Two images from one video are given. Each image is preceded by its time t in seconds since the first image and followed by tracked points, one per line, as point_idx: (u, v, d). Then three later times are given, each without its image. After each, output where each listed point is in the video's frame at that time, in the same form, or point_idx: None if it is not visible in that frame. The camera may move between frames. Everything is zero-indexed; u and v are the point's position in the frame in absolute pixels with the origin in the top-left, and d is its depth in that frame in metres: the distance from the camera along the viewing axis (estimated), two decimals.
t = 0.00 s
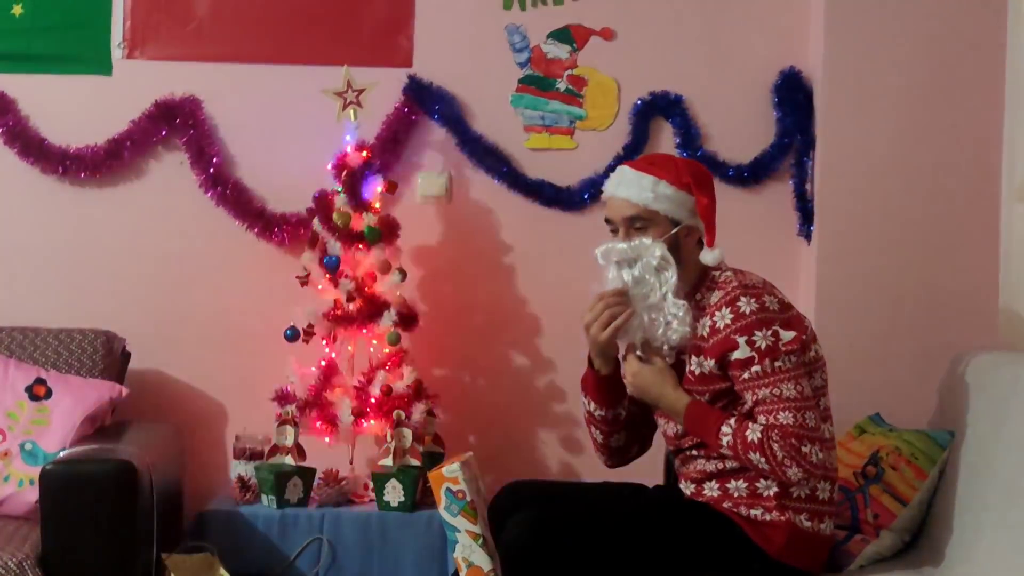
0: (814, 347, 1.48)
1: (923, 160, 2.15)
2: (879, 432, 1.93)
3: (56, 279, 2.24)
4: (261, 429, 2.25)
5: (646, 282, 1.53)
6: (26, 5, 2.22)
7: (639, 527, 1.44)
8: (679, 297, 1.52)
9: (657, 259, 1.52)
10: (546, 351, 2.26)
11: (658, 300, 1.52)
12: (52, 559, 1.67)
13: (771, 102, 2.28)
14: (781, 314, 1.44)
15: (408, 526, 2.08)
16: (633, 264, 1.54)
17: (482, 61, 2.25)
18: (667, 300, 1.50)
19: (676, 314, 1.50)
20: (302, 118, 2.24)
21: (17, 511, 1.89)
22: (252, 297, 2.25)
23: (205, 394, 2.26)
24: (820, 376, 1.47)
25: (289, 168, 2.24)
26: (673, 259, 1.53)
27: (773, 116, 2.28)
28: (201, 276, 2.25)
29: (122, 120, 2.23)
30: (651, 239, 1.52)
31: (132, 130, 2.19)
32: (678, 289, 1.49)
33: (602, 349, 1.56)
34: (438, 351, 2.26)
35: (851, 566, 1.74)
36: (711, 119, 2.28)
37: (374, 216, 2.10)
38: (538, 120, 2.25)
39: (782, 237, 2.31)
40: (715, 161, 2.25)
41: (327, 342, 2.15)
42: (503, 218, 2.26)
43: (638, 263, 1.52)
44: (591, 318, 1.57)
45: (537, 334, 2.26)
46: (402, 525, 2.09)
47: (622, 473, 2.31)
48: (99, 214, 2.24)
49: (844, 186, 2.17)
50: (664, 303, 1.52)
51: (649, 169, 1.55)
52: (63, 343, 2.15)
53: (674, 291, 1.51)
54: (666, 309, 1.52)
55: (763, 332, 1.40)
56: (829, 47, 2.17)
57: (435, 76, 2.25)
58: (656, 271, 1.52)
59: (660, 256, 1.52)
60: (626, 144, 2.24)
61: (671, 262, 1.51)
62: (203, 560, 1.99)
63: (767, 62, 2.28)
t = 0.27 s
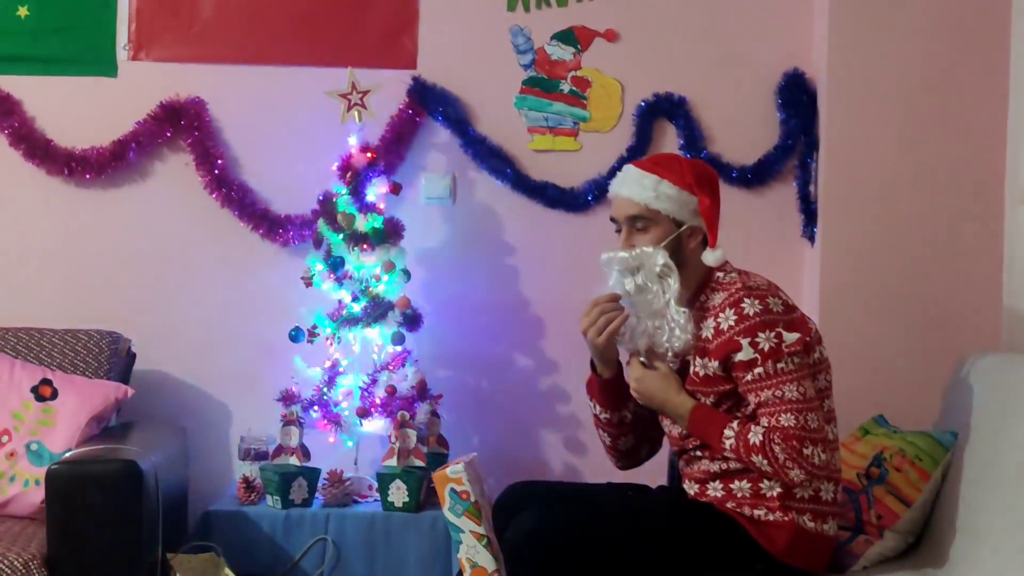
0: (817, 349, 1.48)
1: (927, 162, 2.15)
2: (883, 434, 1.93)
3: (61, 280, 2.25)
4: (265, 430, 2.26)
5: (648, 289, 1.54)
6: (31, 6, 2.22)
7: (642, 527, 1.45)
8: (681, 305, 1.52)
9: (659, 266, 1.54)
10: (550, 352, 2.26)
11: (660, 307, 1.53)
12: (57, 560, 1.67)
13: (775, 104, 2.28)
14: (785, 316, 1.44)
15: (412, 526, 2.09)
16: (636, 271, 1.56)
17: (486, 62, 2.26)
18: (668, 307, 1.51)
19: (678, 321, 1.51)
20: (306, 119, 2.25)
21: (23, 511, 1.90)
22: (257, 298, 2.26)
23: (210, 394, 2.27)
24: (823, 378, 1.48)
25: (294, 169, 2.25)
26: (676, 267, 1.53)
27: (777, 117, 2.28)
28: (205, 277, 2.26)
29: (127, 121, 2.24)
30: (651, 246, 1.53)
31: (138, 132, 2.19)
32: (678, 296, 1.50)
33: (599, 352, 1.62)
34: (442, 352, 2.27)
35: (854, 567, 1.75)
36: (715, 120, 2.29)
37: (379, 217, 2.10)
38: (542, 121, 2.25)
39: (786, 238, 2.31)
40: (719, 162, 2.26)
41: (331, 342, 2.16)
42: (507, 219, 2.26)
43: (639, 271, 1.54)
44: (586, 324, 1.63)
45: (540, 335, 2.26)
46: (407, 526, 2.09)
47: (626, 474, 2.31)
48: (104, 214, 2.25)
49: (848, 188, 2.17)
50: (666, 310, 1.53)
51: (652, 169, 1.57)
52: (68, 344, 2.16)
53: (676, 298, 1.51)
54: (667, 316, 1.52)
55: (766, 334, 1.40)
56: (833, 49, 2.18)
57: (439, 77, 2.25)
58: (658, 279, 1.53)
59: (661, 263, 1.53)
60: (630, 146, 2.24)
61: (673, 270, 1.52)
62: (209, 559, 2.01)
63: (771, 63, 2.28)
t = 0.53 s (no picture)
0: (822, 349, 1.48)
1: (933, 163, 2.15)
2: (889, 434, 1.93)
3: (67, 281, 2.25)
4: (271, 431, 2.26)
5: (651, 291, 1.55)
6: (37, 7, 2.22)
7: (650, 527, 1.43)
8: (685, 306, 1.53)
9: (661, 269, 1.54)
10: (556, 353, 2.27)
11: (663, 309, 1.54)
12: (64, 560, 1.67)
13: (781, 105, 2.28)
14: (789, 316, 1.44)
15: (418, 527, 2.09)
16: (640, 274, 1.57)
17: (492, 63, 2.26)
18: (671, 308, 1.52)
19: (681, 322, 1.52)
20: (312, 120, 2.25)
21: (30, 511, 1.90)
22: (263, 299, 2.26)
23: (216, 395, 2.27)
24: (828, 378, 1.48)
25: (300, 170, 2.25)
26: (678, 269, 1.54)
27: (783, 118, 2.28)
28: (211, 278, 2.26)
29: (133, 122, 2.24)
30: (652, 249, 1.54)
31: (144, 132, 2.19)
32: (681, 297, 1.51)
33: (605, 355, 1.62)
34: (447, 352, 2.27)
35: (860, 568, 1.76)
36: (721, 121, 2.29)
37: (384, 218, 2.10)
38: (548, 122, 2.26)
39: (791, 239, 2.31)
40: (725, 163, 2.26)
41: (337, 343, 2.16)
42: (513, 220, 2.26)
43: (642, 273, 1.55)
44: (593, 327, 1.63)
45: (546, 335, 2.27)
46: (413, 526, 2.09)
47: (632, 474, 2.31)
48: (111, 215, 2.25)
49: (854, 189, 2.17)
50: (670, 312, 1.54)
51: (653, 172, 1.57)
52: (75, 345, 2.16)
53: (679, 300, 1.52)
54: (671, 318, 1.53)
55: (770, 335, 1.40)
56: (839, 49, 2.18)
57: (445, 78, 2.25)
58: (660, 281, 1.54)
59: (663, 265, 1.54)
60: (636, 146, 2.24)
61: (675, 271, 1.53)
62: (215, 559, 1.99)
63: (777, 64, 2.28)
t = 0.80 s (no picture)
0: (832, 350, 1.46)
1: (944, 162, 2.14)
2: (899, 436, 1.92)
3: (74, 281, 2.25)
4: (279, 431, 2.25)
5: (659, 293, 1.54)
6: (45, 7, 2.22)
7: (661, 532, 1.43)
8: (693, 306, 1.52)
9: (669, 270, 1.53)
10: (564, 353, 2.26)
11: (671, 310, 1.53)
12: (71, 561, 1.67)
13: (790, 105, 2.27)
14: (798, 317, 1.43)
15: (426, 528, 2.08)
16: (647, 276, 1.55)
17: (500, 62, 2.25)
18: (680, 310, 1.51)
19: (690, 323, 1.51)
20: (320, 120, 2.24)
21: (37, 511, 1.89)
22: (270, 299, 2.26)
23: (223, 395, 2.27)
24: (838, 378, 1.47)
25: (308, 170, 2.25)
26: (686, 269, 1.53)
27: (792, 118, 2.28)
28: (219, 278, 2.25)
29: (141, 121, 2.24)
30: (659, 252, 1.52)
31: (152, 132, 2.18)
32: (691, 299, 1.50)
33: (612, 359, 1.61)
34: (455, 352, 2.26)
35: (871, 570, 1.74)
36: (730, 121, 2.28)
37: (393, 218, 2.09)
38: (556, 122, 2.25)
39: (801, 239, 2.30)
40: (734, 163, 2.25)
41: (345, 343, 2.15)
42: (521, 220, 2.26)
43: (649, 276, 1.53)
44: (599, 331, 1.62)
45: (554, 335, 2.26)
46: (421, 527, 2.08)
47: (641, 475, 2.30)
48: (118, 215, 2.25)
49: (864, 189, 2.16)
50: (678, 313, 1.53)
51: (658, 173, 1.55)
52: (82, 345, 2.15)
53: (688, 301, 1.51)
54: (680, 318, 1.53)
55: (778, 336, 1.39)
56: (849, 49, 2.17)
57: (453, 77, 2.25)
58: (668, 283, 1.52)
59: (671, 267, 1.52)
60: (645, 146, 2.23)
61: (683, 273, 1.52)
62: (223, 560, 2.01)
63: (786, 64, 2.28)
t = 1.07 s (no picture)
0: (845, 349, 1.46)
1: (956, 162, 2.14)
2: (912, 435, 1.92)
3: (88, 280, 2.25)
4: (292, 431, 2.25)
5: (669, 293, 1.53)
6: (57, 7, 2.22)
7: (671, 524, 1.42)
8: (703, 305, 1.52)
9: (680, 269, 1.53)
10: (576, 353, 2.26)
11: (682, 309, 1.53)
12: (84, 559, 1.67)
13: (802, 104, 2.27)
14: (811, 317, 1.43)
15: (439, 527, 2.08)
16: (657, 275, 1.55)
17: (512, 62, 2.25)
18: (690, 308, 1.51)
19: (701, 322, 1.51)
20: (331, 120, 2.25)
21: (50, 510, 1.90)
22: (283, 299, 2.26)
23: (235, 394, 2.27)
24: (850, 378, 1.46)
25: (319, 170, 2.25)
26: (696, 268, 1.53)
27: (804, 117, 2.28)
28: (232, 277, 2.26)
29: (154, 122, 2.24)
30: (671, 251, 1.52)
31: (164, 132, 2.19)
32: (701, 296, 1.49)
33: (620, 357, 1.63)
34: (467, 352, 2.26)
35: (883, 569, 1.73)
36: (742, 121, 2.28)
37: (404, 218, 2.09)
38: (568, 121, 2.25)
39: (813, 238, 2.30)
40: (746, 163, 2.25)
41: (358, 343, 2.15)
42: (533, 220, 2.26)
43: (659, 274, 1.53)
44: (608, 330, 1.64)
45: (566, 335, 2.26)
46: (433, 526, 2.08)
47: (652, 474, 2.30)
48: (131, 215, 2.25)
49: (876, 188, 2.16)
50: (689, 312, 1.52)
51: (670, 174, 1.55)
52: (95, 344, 2.16)
53: (698, 299, 1.51)
54: (689, 317, 1.52)
55: (791, 335, 1.39)
56: (861, 48, 2.17)
57: (464, 78, 2.25)
58: (678, 282, 1.52)
59: (681, 265, 1.52)
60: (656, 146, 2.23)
61: (694, 271, 1.52)
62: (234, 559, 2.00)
63: (798, 63, 2.27)
